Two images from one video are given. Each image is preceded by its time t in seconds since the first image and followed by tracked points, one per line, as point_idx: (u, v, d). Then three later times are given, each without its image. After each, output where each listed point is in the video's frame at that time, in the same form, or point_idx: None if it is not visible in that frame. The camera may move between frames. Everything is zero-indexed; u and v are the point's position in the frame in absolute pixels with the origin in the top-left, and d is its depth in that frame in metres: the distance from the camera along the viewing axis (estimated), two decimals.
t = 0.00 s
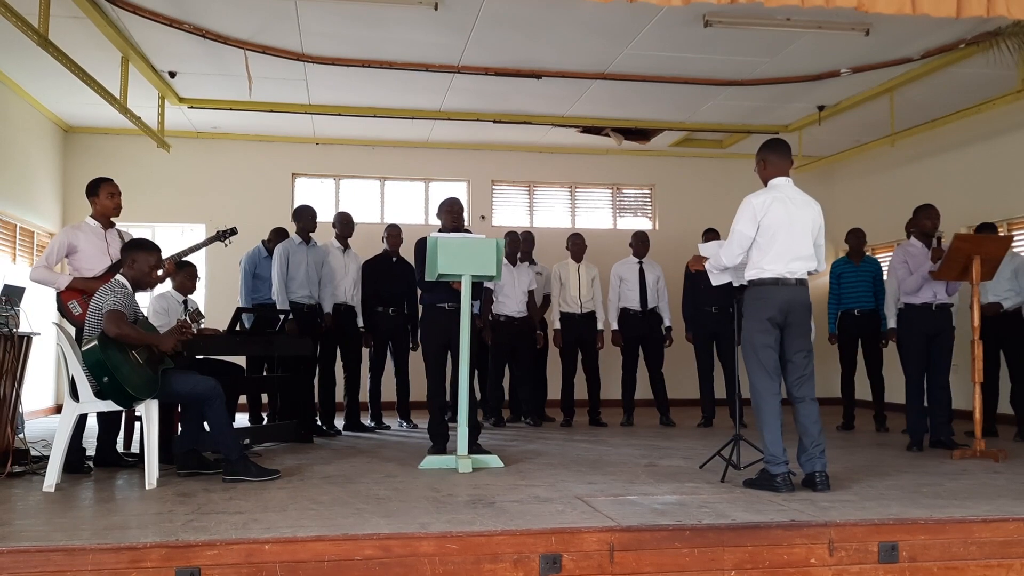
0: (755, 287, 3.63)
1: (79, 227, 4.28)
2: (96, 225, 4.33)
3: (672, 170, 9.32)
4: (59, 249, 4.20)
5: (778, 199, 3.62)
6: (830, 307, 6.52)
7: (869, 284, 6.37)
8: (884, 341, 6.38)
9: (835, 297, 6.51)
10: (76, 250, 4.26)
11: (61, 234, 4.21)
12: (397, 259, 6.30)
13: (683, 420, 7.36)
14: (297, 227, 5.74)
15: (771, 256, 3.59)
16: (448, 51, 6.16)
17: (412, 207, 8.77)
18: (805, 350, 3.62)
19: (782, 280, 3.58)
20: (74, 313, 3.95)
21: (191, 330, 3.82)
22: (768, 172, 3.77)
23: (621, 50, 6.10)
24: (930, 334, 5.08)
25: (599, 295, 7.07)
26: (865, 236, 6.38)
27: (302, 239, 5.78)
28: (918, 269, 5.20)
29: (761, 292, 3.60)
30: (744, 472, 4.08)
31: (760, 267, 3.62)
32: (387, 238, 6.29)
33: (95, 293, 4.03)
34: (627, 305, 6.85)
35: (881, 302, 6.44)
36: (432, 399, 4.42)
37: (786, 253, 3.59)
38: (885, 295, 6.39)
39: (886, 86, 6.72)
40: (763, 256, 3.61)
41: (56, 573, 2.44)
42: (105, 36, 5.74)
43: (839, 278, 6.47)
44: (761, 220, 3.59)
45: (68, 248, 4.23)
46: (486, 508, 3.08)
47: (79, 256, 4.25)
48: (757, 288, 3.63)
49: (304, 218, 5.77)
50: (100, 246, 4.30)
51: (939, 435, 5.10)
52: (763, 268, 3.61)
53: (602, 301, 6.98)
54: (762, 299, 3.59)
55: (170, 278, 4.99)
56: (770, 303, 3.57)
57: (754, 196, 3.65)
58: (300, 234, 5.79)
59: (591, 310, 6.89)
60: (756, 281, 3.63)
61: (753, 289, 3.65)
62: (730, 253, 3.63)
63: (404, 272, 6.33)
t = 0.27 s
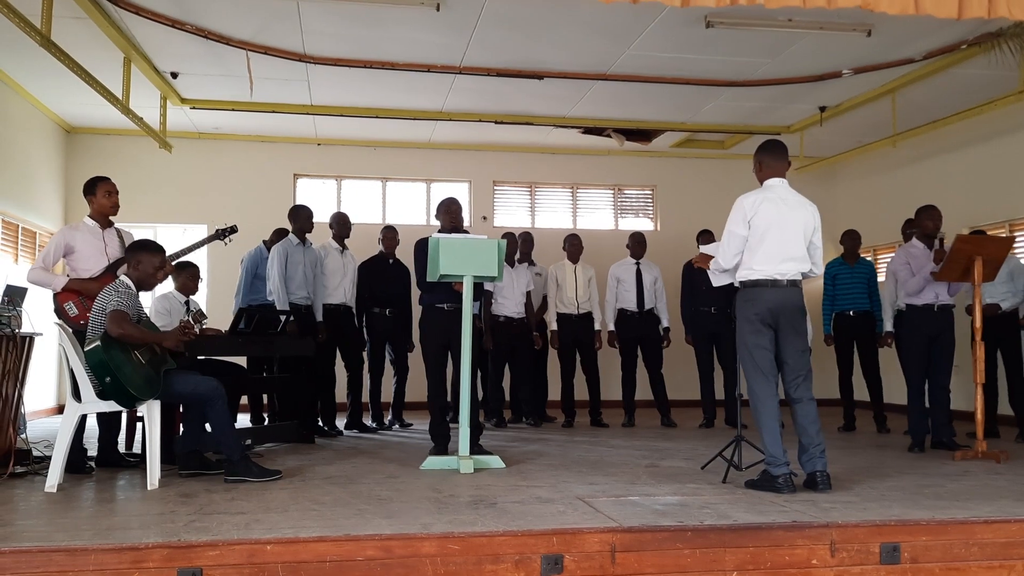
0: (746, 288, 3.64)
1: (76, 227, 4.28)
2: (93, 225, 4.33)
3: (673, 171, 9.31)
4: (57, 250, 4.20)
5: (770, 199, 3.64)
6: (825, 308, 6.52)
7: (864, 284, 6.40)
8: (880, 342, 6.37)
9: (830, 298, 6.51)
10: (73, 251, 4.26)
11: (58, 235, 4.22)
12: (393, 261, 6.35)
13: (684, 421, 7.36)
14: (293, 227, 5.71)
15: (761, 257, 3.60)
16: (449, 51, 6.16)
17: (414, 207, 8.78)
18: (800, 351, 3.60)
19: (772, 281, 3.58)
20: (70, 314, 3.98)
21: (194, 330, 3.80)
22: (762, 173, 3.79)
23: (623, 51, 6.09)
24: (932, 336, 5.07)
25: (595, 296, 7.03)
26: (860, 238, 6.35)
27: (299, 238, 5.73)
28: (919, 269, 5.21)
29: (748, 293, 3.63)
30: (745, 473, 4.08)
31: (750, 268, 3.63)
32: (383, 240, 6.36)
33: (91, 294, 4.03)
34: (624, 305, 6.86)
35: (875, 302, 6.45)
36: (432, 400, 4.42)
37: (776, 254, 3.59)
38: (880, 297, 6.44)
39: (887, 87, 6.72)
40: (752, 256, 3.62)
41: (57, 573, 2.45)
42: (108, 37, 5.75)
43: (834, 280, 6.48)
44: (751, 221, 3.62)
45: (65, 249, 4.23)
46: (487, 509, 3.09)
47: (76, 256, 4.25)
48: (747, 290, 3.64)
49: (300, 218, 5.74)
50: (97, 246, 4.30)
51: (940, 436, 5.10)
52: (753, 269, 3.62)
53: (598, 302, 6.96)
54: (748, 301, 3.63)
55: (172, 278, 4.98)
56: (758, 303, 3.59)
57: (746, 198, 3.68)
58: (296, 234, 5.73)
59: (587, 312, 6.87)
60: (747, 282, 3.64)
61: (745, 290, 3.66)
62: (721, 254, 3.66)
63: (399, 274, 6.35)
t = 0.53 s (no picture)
0: (744, 289, 3.66)
1: (76, 227, 4.29)
2: (92, 225, 4.33)
3: (675, 171, 9.31)
4: (56, 250, 4.18)
5: (764, 199, 3.65)
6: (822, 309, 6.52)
7: (862, 286, 6.38)
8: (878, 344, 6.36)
9: (827, 298, 6.52)
10: (72, 251, 4.25)
11: (58, 235, 4.21)
12: (393, 260, 6.29)
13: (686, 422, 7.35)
14: (294, 227, 5.69)
15: (757, 257, 3.61)
16: (451, 52, 6.17)
17: (416, 208, 8.78)
18: (801, 351, 3.58)
19: (768, 281, 3.59)
20: (68, 315, 3.96)
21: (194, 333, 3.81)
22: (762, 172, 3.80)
23: (625, 51, 6.09)
24: (933, 337, 5.07)
25: (595, 296, 7.05)
26: (856, 239, 6.33)
27: (300, 238, 5.70)
28: (922, 271, 5.20)
29: (746, 293, 3.64)
30: (748, 474, 4.08)
31: (747, 269, 3.64)
32: (383, 239, 6.33)
33: (91, 295, 4.03)
34: (623, 306, 6.85)
35: (874, 302, 6.43)
36: (434, 401, 4.42)
37: (771, 254, 3.59)
38: (878, 297, 6.41)
39: (889, 88, 6.72)
40: (748, 257, 3.63)
41: (60, 573, 2.45)
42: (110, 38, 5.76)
43: (833, 281, 6.49)
44: (745, 221, 3.63)
45: (65, 249, 4.23)
46: (489, 510, 3.09)
47: (76, 256, 4.25)
48: (745, 290, 3.65)
49: (300, 218, 5.72)
50: (97, 247, 4.30)
51: (942, 437, 5.10)
52: (750, 270, 3.63)
53: (597, 303, 6.97)
54: (746, 302, 3.64)
55: (174, 278, 4.98)
56: (755, 303, 3.60)
57: (741, 198, 3.69)
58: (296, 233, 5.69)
59: (586, 313, 6.88)
60: (745, 283, 3.65)
61: (743, 291, 3.67)
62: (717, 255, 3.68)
63: (399, 274, 6.28)
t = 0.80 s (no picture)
0: (747, 291, 3.65)
1: (76, 228, 4.28)
2: (92, 226, 4.33)
3: (676, 172, 9.31)
4: (57, 250, 4.17)
5: (764, 201, 3.64)
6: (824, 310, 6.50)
7: (862, 288, 6.36)
8: (880, 344, 6.35)
9: (828, 301, 6.50)
10: (73, 251, 4.25)
11: (59, 235, 4.20)
12: (394, 261, 6.30)
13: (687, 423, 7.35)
14: (296, 227, 5.69)
15: (759, 260, 3.60)
16: (452, 53, 6.17)
17: (417, 209, 8.78)
18: (803, 353, 3.58)
19: (770, 283, 3.58)
20: (70, 316, 3.95)
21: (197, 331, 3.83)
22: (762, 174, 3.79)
23: (627, 52, 6.09)
24: (934, 338, 5.06)
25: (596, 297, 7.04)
26: (854, 240, 6.32)
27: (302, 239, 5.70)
28: (924, 272, 5.19)
29: (748, 295, 3.64)
30: (748, 475, 4.08)
31: (749, 271, 3.63)
32: (384, 240, 6.33)
33: (93, 295, 4.04)
34: (626, 307, 6.87)
35: (875, 302, 6.41)
36: (437, 401, 4.42)
37: (773, 256, 3.59)
38: (879, 297, 6.40)
39: (891, 88, 6.71)
40: (751, 259, 3.63)
41: (61, 574, 2.45)
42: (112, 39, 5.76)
43: (833, 282, 6.46)
44: (746, 223, 3.63)
45: (66, 249, 4.22)
46: (490, 510, 3.08)
47: (76, 256, 4.24)
48: (748, 292, 3.65)
49: (302, 218, 5.71)
50: (97, 247, 4.30)
51: (943, 438, 5.10)
52: (752, 272, 3.63)
53: (599, 303, 6.96)
54: (747, 304, 3.64)
55: (175, 279, 5.00)
56: (757, 305, 3.60)
57: (742, 200, 3.69)
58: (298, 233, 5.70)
59: (588, 313, 6.88)
60: (747, 285, 3.65)
61: (745, 293, 3.67)
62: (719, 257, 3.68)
63: (401, 274, 6.32)
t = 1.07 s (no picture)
0: (752, 290, 3.64)
1: (75, 227, 4.27)
2: (92, 225, 4.32)
3: (676, 172, 9.31)
4: (57, 249, 4.16)
5: (771, 200, 3.64)
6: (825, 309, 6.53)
7: (863, 287, 6.35)
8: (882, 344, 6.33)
9: (830, 300, 6.52)
10: (73, 251, 4.24)
11: (59, 234, 4.19)
12: (396, 262, 6.32)
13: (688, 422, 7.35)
14: (297, 227, 5.69)
15: (766, 259, 3.60)
16: (452, 53, 6.17)
17: (418, 208, 8.78)
18: (805, 352, 3.59)
19: (777, 282, 3.57)
20: (72, 315, 3.96)
21: (198, 330, 3.78)
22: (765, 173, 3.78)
23: (627, 51, 6.09)
24: (935, 337, 5.06)
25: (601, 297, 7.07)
26: (854, 239, 6.32)
27: (304, 239, 5.70)
28: (925, 272, 5.18)
29: (754, 295, 3.62)
30: (749, 474, 4.08)
31: (755, 270, 3.62)
32: (386, 240, 6.32)
33: (94, 294, 4.04)
34: (630, 306, 6.87)
35: (878, 301, 6.40)
36: (437, 400, 4.42)
37: (780, 255, 3.58)
38: (881, 297, 6.38)
39: (891, 88, 6.71)
40: (757, 258, 3.62)
41: (61, 573, 2.45)
42: (112, 38, 5.75)
43: (835, 282, 6.48)
44: (753, 222, 3.62)
45: (65, 249, 4.21)
46: (490, 510, 3.08)
47: (76, 256, 4.24)
48: (753, 292, 3.63)
49: (305, 218, 5.72)
50: (97, 246, 4.30)
51: (943, 438, 5.10)
52: (758, 271, 3.62)
53: (602, 303, 6.97)
54: (752, 303, 3.63)
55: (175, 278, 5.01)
56: (762, 306, 3.59)
57: (749, 200, 3.69)
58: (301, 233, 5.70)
59: (591, 312, 6.88)
60: (753, 284, 3.64)
61: (751, 292, 3.66)
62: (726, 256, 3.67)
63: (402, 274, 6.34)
